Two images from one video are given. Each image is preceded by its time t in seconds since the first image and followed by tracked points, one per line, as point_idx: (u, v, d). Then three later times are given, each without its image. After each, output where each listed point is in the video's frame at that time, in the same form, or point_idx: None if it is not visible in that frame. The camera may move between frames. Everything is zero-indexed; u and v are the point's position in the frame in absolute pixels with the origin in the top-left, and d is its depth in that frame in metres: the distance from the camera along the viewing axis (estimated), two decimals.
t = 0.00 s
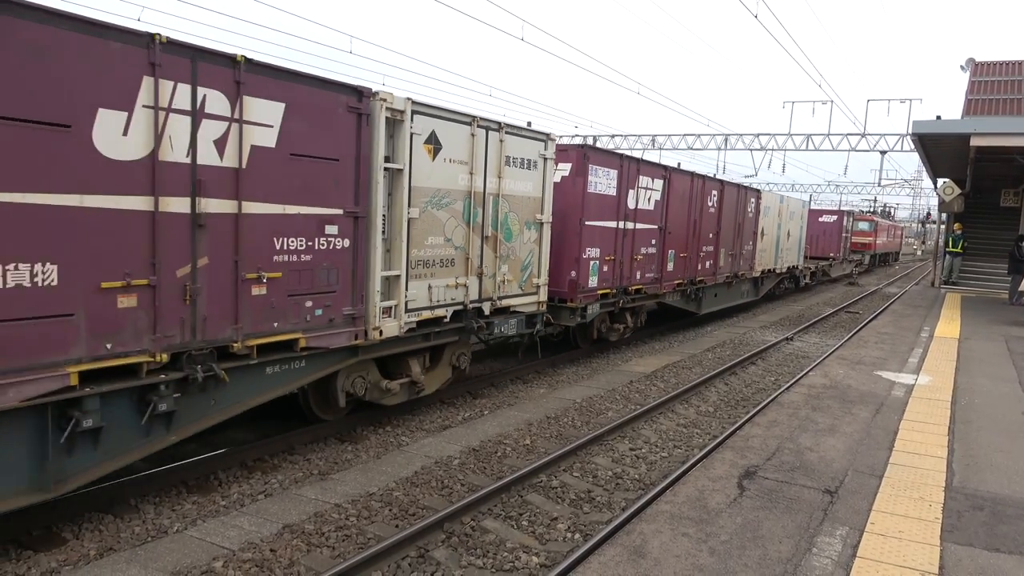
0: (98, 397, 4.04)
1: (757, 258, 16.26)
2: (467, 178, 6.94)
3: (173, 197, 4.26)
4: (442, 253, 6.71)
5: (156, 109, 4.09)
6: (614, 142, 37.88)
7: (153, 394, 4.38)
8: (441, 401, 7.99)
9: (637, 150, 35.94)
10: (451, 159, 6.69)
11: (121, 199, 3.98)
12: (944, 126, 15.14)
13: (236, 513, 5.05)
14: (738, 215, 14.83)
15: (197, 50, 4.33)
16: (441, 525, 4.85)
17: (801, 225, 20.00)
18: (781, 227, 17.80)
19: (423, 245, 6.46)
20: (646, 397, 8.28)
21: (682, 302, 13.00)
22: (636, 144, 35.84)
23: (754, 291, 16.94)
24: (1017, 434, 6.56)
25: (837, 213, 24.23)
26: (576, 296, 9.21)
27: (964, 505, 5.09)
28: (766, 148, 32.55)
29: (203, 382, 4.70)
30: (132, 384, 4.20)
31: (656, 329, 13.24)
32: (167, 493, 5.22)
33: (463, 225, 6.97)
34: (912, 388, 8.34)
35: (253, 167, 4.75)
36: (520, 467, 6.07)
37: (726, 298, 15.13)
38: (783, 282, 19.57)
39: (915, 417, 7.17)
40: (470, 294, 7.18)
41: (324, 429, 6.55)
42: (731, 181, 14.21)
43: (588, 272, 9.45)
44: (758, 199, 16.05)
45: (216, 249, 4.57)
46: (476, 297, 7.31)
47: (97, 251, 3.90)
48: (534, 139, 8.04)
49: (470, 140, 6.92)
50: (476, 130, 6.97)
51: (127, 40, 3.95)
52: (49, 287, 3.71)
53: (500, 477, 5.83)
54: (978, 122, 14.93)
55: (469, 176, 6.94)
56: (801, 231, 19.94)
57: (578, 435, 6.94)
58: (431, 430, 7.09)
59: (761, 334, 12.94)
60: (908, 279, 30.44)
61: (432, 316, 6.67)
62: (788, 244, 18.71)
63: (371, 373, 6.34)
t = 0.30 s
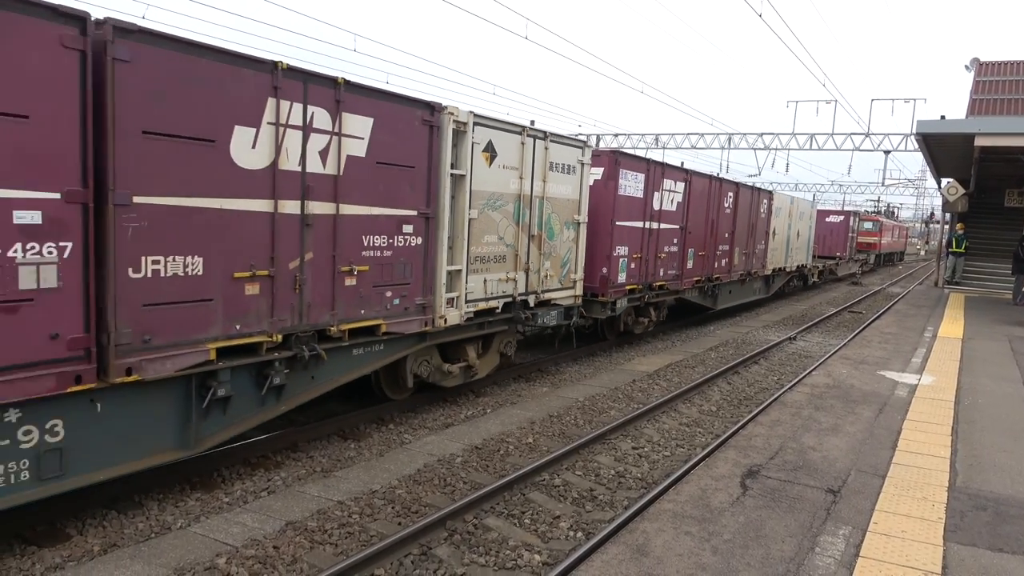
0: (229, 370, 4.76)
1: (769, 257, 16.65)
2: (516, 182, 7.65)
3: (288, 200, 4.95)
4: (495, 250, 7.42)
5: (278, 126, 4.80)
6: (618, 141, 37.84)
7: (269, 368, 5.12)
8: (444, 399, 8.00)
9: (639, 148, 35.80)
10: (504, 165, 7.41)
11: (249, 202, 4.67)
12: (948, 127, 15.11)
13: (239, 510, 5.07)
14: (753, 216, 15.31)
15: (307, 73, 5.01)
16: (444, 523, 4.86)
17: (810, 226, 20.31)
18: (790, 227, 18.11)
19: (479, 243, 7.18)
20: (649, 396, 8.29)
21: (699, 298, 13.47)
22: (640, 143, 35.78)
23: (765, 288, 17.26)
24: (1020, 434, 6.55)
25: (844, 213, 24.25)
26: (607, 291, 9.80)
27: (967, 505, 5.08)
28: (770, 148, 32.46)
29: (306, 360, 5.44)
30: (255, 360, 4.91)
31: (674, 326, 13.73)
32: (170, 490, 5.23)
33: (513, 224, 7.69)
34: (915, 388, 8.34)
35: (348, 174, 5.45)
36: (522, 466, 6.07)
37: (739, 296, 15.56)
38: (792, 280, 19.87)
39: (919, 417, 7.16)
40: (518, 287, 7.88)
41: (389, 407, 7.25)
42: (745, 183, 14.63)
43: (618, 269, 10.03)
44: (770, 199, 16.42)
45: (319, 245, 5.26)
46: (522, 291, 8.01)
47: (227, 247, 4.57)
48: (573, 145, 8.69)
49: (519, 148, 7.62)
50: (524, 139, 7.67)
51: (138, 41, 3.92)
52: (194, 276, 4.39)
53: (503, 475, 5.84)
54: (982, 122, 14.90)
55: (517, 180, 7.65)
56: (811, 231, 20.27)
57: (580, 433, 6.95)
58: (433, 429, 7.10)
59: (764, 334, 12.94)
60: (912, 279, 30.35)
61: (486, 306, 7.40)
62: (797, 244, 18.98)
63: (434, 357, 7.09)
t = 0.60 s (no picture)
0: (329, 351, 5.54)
1: (782, 257, 16.93)
2: (559, 186, 8.41)
3: (377, 204, 5.77)
4: (540, 248, 8.22)
5: (371, 139, 5.59)
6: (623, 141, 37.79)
7: (358, 351, 5.89)
8: (446, 398, 8.00)
9: (643, 147, 35.62)
10: (550, 171, 8.18)
11: (346, 204, 5.44)
12: (954, 127, 15.06)
13: (242, 508, 5.07)
14: (769, 217, 15.74)
15: (394, 94, 5.81)
16: (446, 522, 4.86)
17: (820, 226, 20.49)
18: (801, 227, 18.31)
19: (527, 242, 7.97)
20: (652, 395, 8.29)
21: (716, 296, 13.84)
22: (644, 142, 35.66)
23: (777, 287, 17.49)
24: None
25: (850, 214, 24.22)
26: (635, 287, 10.43)
27: (971, 507, 5.07)
28: (775, 147, 32.35)
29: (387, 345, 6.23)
30: (349, 343, 5.70)
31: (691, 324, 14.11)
32: (172, 487, 5.24)
33: (556, 225, 8.49)
34: (919, 389, 8.32)
35: (423, 181, 6.27)
36: (525, 465, 6.08)
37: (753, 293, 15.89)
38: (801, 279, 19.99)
39: (923, 418, 7.14)
40: (559, 282, 8.67)
41: (451, 389, 8.00)
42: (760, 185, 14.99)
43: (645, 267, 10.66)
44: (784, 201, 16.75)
45: (400, 243, 6.09)
46: (563, 286, 8.80)
47: (330, 245, 5.36)
48: (607, 153, 9.42)
49: (563, 156, 8.41)
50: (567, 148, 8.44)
51: (118, 30, 3.82)
52: (303, 269, 5.15)
53: (506, 475, 5.83)
54: (988, 123, 14.84)
55: (560, 185, 8.43)
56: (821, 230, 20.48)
57: (583, 433, 6.95)
58: (436, 427, 7.11)
59: (768, 334, 12.92)
60: (917, 279, 30.26)
61: (532, 300, 8.20)
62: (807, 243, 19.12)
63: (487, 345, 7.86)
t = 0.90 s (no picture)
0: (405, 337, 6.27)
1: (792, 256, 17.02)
2: (594, 190, 9.02)
3: (446, 207, 6.50)
4: (578, 246, 8.85)
5: (442, 150, 6.31)
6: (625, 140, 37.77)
7: (429, 337, 6.61)
8: (448, 397, 8.01)
9: (646, 146, 35.57)
10: (587, 176, 8.80)
11: (422, 206, 6.19)
12: (957, 127, 15.04)
13: (244, 506, 5.08)
14: (782, 218, 15.93)
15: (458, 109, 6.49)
16: (448, 520, 4.87)
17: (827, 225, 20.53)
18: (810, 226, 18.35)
19: (568, 241, 8.61)
20: (654, 394, 8.30)
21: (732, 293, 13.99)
22: (646, 142, 35.60)
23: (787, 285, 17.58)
24: None
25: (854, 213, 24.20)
26: (659, 284, 10.81)
27: (973, 506, 5.07)
28: (777, 146, 32.25)
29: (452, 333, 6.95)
30: (422, 330, 6.42)
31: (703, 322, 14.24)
32: (175, 485, 5.25)
33: (592, 226, 9.09)
34: (921, 388, 8.32)
35: (483, 186, 7.00)
36: (526, 463, 6.09)
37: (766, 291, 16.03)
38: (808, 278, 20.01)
39: (925, 418, 7.13)
40: (595, 277, 9.30)
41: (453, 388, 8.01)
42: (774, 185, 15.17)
43: (666, 265, 11.02)
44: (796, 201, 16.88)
45: (463, 241, 6.84)
46: (597, 282, 9.41)
47: (408, 242, 6.10)
48: (636, 158, 9.96)
49: (598, 161, 9.03)
50: (603, 154, 9.06)
51: (113, 26, 3.79)
52: (387, 264, 5.90)
53: (508, 473, 5.84)
54: (991, 122, 14.81)
55: (596, 189, 9.05)
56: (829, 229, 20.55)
57: (585, 431, 6.96)
58: (438, 426, 7.12)
59: (771, 333, 12.92)
60: (920, 279, 30.21)
61: (571, 293, 8.84)
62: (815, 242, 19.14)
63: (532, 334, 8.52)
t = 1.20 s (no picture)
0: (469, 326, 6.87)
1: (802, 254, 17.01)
2: (628, 191, 9.25)
3: (505, 209, 7.06)
4: (615, 246, 9.14)
5: (503, 158, 6.87)
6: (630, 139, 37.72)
7: (489, 326, 7.22)
8: (453, 395, 8.02)
9: (651, 146, 35.48)
10: (622, 179, 9.07)
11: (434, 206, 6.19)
12: (963, 125, 14.97)
13: (249, 505, 5.09)
14: (795, 217, 15.98)
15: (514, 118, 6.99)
16: (453, 519, 4.87)
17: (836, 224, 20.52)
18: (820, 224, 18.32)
19: (607, 241, 8.93)
20: (659, 394, 8.28)
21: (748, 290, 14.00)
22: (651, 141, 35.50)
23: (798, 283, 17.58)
24: None
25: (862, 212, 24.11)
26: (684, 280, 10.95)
27: (980, 506, 5.05)
28: (783, 146, 32.11)
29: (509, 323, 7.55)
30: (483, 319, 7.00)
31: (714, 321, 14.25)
32: (181, 484, 5.26)
33: (626, 226, 9.34)
34: (928, 387, 8.29)
35: (537, 190, 7.49)
36: (531, 463, 6.08)
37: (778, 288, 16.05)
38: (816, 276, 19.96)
39: (931, 417, 7.11)
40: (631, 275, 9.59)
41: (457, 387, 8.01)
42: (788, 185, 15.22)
43: (690, 264, 11.11)
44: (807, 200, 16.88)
45: (518, 241, 7.34)
46: (631, 278, 9.67)
47: (474, 242, 6.71)
48: (666, 162, 10.19)
49: (634, 165, 9.32)
50: (638, 159, 9.37)
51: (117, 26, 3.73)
52: (457, 260, 6.53)
53: (513, 472, 5.84)
54: (997, 121, 14.72)
55: (631, 191, 9.33)
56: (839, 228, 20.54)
57: (590, 430, 6.96)
58: (443, 425, 7.12)
59: (776, 332, 12.88)
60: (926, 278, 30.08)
61: (608, 289, 9.16)
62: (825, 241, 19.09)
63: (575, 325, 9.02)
